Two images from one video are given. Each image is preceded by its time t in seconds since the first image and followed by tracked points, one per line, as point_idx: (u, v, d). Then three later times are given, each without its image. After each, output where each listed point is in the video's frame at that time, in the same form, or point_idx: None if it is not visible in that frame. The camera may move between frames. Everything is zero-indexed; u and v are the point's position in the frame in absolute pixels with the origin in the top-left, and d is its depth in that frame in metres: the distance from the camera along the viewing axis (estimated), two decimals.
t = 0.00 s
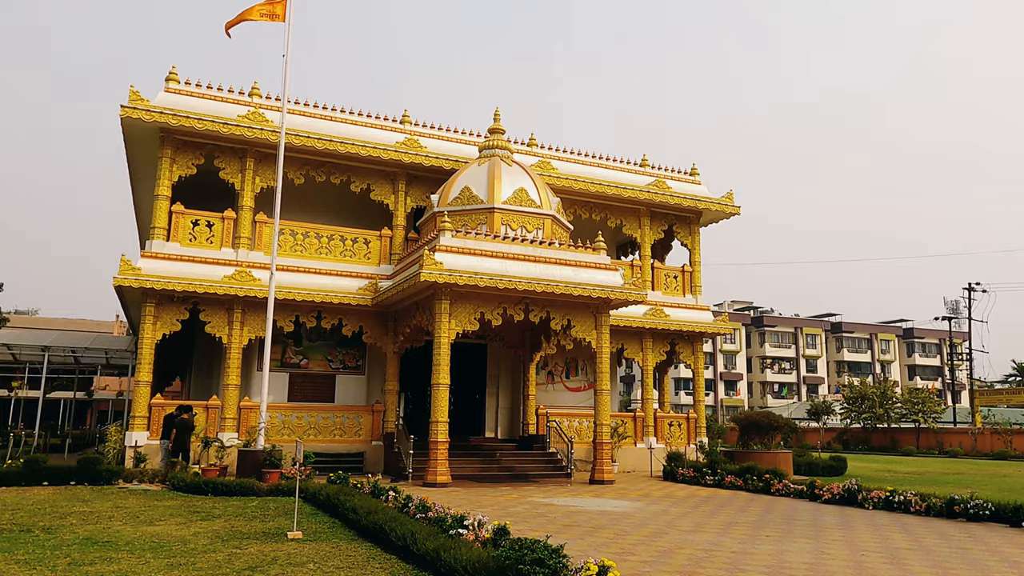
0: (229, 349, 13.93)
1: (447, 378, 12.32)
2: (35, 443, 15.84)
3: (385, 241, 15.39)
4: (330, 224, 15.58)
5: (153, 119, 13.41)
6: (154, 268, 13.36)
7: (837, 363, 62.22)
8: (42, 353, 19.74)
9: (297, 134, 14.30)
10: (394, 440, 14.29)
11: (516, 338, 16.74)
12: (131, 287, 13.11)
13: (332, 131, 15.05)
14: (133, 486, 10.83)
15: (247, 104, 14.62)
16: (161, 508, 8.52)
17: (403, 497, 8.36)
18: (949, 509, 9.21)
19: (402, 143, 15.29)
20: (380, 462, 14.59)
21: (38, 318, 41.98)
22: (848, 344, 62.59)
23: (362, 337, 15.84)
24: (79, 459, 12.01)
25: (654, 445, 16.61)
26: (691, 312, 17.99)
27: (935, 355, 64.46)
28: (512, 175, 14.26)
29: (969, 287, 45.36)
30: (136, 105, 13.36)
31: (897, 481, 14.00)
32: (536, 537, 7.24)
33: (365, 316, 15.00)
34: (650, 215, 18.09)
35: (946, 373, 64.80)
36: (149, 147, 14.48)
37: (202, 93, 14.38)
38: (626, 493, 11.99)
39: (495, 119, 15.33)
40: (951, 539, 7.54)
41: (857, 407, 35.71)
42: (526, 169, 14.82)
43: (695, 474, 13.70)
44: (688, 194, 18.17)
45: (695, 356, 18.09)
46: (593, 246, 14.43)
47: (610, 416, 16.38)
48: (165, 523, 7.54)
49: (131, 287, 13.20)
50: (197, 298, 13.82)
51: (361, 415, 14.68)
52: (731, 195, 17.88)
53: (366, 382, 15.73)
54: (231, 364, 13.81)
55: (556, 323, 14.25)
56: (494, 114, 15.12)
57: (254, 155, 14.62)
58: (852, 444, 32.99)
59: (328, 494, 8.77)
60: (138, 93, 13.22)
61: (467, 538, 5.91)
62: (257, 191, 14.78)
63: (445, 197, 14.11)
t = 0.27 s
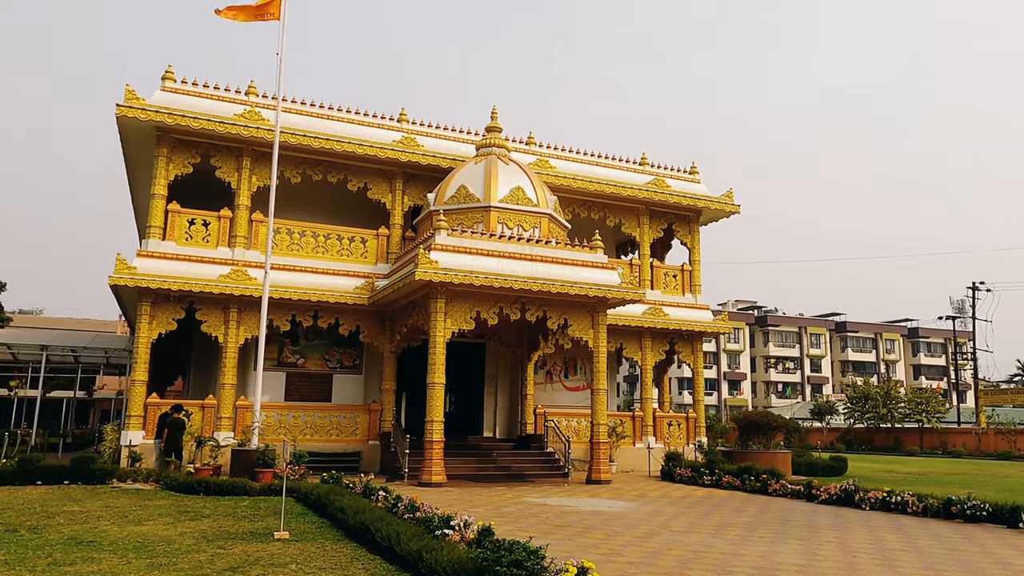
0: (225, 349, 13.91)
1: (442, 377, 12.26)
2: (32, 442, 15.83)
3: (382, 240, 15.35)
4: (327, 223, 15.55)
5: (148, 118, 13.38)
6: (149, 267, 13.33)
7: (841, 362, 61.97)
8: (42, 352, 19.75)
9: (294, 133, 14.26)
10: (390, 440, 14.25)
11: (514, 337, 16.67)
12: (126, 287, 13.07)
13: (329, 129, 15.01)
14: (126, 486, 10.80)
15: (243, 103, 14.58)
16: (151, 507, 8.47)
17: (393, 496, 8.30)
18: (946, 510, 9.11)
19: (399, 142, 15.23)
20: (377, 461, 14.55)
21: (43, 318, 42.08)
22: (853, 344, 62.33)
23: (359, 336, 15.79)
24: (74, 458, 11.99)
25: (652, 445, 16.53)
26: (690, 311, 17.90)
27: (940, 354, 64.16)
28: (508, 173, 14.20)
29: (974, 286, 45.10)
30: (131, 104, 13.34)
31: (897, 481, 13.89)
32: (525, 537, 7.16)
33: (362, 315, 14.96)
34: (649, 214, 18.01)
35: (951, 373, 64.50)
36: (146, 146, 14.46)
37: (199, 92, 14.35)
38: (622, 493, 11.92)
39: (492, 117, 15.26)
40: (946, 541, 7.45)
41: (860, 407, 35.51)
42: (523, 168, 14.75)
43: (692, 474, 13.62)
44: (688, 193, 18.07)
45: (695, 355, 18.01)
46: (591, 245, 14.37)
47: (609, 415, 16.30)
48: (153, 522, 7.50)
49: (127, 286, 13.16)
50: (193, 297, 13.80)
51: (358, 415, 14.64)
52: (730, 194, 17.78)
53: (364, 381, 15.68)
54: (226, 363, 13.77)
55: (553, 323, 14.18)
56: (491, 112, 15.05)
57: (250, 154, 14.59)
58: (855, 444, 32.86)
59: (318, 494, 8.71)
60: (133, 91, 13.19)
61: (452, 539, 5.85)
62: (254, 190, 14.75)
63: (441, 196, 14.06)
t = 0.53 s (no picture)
0: (220, 347, 13.88)
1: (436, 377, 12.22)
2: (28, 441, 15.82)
3: (378, 239, 15.31)
4: (323, 222, 15.51)
5: (143, 116, 13.36)
6: (144, 265, 13.31)
7: (844, 362, 61.76)
8: (39, 352, 19.74)
9: (289, 131, 14.23)
10: (385, 439, 14.20)
11: (510, 336, 16.61)
12: (121, 285, 13.05)
13: (324, 128, 14.97)
14: (118, 484, 10.78)
15: (238, 102, 14.55)
16: (139, 506, 8.43)
17: (381, 495, 8.26)
18: (940, 510, 9.04)
19: (395, 140, 15.19)
20: (372, 461, 14.51)
21: (44, 318, 42.13)
22: (856, 344, 62.12)
23: (355, 336, 15.75)
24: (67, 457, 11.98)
25: (649, 444, 16.46)
26: (688, 310, 17.83)
27: (943, 354, 63.93)
28: (504, 172, 14.15)
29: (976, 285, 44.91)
30: (126, 102, 13.32)
31: (894, 481, 13.80)
32: (512, 537, 7.10)
33: (358, 314, 14.92)
34: (647, 213, 17.94)
35: (955, 373, 64.25)
36: (141, 144, 14.44)
37: (194, 90, 14.33)
38: (617, 492, 11.85)
39: (488, 115, 15.21)
40: (937, 541, 7.37)
41: (862, 407, 35.36)
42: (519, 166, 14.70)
43: (688, 473, 13.56)
44: (686, 192, 18.00)
45: (692, 355, 17.93)
46: (586, 244, 14.31)
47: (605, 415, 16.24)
48: (139, 521, 7.46)
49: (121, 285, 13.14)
50: (188, 296, 13.78)
51: (353, 414, 14.60)
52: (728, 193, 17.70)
53: (360, 380, 15.64)
54: (221, 362, 13.75)
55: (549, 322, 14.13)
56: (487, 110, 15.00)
57: (246, 152, 14.56)
58: (856, 444, 32.72)
59: (307, 494, 8.66)
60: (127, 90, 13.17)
61: (434, 538, 5.81)
62: (249, 189, 14.72)
63: (436, 194, 14.02)
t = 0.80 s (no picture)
0: (211, 347, 13.84)
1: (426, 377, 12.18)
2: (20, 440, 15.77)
3: (370, 238, 15.27)
4: (316, 221, 15.47)
5: (133, 115, 13.32)
6: (134, 265, 13.26)
7: (842, 363, 61.71)
8: (32, 351, 19.69)
9: (280, 131, 14.19)
10: (377, 439, 14.16)
11: (503, 337, 16.57)
12: (111, 285, 13.00)
13: (316, 127, 14.93)
14: (106, 485, 10.73)
15: (230, 101, 14.51)
16: (124, 507, 8.39)
17: (367, 496, 8.22)
18: (929, 512, 9.00)
19: (388, 140, 15.15)
20: (364, 461, 14.46)
21: (39, 318, 42.07)
22: (855, 345, 62.07)
23: (348, 336, 15.71)
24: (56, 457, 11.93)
25: (643, 445, 16.42)
26: (682, 311, 17.78)
27: (942, 355, 63.90)
28: (496, 171, 14.12)
29: (974, 286, 44.89)
30: (116, 101, 13.28)
31: (887, 482, 13.76)
32: (496, 538, 7.06)
33: (350, 314, 14.87)
34: (641, 213, 17.90)
35: (953, 374, 64.21)
36: (133, 143, 14.39)
37: (185, 89, 14.29)
38: (607, 493, 11.81)
39: (481, 115, 15.17)
40: (924, 543, 7.33)
41: (858, 408, 35.35)
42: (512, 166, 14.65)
43: (680, 474, 13.52)
44: (680, 192, 17.96)
45: (686, 355, 17.89)
46: (579, 244, 14.26)
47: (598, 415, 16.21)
48: (122, 522, 7.42)
49: (111, 284, 13.09)
50: (179, 295, 13.73)
51: (345, 414, 14.58)
52: (722, 193, 17.66)
53: (352, 380, 15.59)
54: (212, 362, 13.70)
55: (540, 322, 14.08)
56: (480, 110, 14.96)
57: (238, 152, 14.53)
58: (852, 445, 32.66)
59: (293, 494, 8.62)
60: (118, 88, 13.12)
61: (413, 539, 5.77)
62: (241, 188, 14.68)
63: (428, 194, 13.98)
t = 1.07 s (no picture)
0: (195, 346, 13.73)
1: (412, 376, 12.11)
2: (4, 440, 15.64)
3: (358, 237, 15.18)
4: (303, 220, 15.38)
5: (117, 113, 13.21)
6: (118, 263, 13.15)
7: (835, 363, 61.81)
8: (19, 351, 19.55)
9: (267, 128, 14.09)
10: (363, 439, 14.08)
11: (492, 336, 16.50)
12: (94, 283, 12.89)
13: (303, 125, 14.84)
14: (86, 485, 10.62)
15: (216, 98, 14.41)
16: (101, 507, 8.29)
17: (347, 496, 8.14)
18: (914, 512, 8.96)
19: (375, 138, 15.07)
20: (350, 461, 14.37)
21: (30, 318, 41.86)
22: (847, 345, 62.18)
23: (335, 335, 15.62)
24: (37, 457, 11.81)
25: (632, 445, 16.36)
26: (671, 310, 17.73)
27: (934, 356, 64.07)
28: (484, 170, 14.06)
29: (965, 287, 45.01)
30: (100, 98, 13.17)
31: (874, 482, 13.74)
32: (475, 538, 6.99)
33: (337, 313, 14.78)
34: (631, 213, 17.86)
35: (945, 374, 64.38)
36: (117, 140, 14.28)
37: (171, 87, 14.18)
38: (594, 493, 11.75)
39: (469, 113, 15.09)
40: (907, 543, 7.29)
41: (850, 408, 35.40)
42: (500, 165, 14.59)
43: (668, 474, 13.47)
44: (670, 191, 17.92)
45: (676, 355, 17.85)
46: (566, 243, 14.20)
47: (587, 415, 16.15)
48: (98, 522, 7.33)
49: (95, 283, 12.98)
50: (163, 294, 13.62)
51: (331, 414, 14.49)
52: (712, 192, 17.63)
53: (339, 380, 15.50)
54: (197, 361, 13.60)
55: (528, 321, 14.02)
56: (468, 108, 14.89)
57: (224, 149, 14.43)
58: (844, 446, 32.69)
59: (274, 495, 8.53)
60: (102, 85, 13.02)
61: (388, 539, 5.71)
62: (227, 186, 14.58)
63: (415, 193, 13.92)
